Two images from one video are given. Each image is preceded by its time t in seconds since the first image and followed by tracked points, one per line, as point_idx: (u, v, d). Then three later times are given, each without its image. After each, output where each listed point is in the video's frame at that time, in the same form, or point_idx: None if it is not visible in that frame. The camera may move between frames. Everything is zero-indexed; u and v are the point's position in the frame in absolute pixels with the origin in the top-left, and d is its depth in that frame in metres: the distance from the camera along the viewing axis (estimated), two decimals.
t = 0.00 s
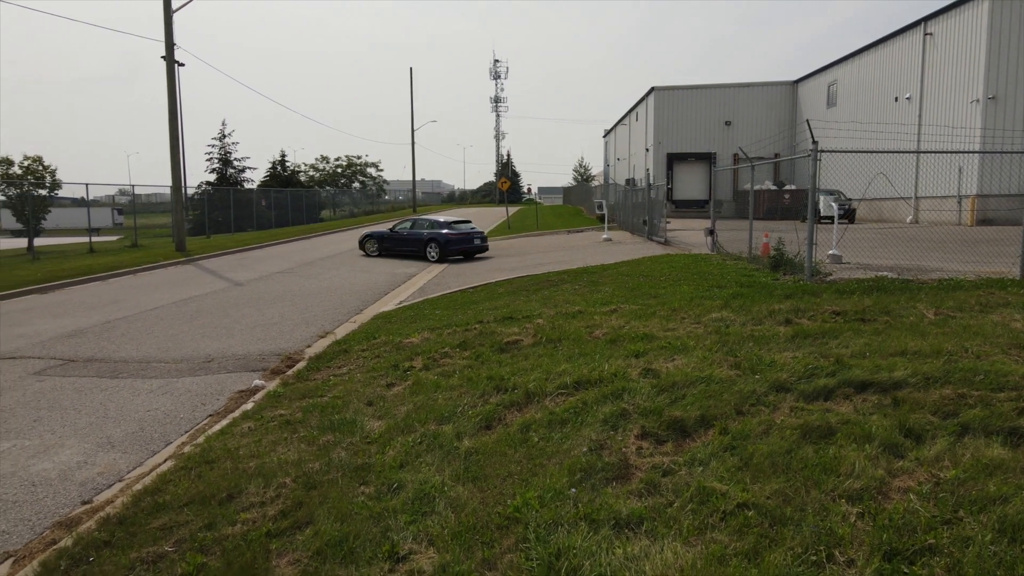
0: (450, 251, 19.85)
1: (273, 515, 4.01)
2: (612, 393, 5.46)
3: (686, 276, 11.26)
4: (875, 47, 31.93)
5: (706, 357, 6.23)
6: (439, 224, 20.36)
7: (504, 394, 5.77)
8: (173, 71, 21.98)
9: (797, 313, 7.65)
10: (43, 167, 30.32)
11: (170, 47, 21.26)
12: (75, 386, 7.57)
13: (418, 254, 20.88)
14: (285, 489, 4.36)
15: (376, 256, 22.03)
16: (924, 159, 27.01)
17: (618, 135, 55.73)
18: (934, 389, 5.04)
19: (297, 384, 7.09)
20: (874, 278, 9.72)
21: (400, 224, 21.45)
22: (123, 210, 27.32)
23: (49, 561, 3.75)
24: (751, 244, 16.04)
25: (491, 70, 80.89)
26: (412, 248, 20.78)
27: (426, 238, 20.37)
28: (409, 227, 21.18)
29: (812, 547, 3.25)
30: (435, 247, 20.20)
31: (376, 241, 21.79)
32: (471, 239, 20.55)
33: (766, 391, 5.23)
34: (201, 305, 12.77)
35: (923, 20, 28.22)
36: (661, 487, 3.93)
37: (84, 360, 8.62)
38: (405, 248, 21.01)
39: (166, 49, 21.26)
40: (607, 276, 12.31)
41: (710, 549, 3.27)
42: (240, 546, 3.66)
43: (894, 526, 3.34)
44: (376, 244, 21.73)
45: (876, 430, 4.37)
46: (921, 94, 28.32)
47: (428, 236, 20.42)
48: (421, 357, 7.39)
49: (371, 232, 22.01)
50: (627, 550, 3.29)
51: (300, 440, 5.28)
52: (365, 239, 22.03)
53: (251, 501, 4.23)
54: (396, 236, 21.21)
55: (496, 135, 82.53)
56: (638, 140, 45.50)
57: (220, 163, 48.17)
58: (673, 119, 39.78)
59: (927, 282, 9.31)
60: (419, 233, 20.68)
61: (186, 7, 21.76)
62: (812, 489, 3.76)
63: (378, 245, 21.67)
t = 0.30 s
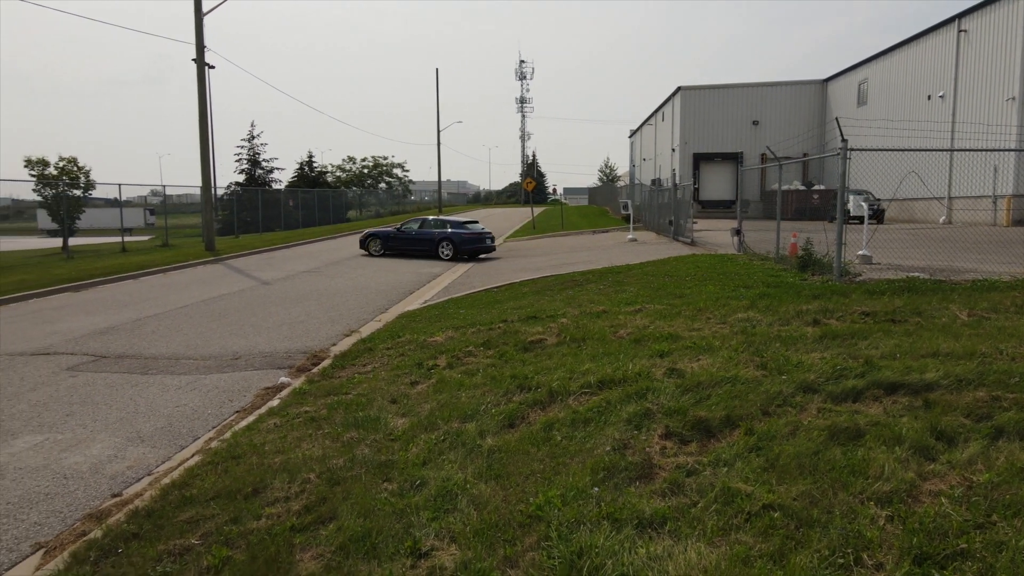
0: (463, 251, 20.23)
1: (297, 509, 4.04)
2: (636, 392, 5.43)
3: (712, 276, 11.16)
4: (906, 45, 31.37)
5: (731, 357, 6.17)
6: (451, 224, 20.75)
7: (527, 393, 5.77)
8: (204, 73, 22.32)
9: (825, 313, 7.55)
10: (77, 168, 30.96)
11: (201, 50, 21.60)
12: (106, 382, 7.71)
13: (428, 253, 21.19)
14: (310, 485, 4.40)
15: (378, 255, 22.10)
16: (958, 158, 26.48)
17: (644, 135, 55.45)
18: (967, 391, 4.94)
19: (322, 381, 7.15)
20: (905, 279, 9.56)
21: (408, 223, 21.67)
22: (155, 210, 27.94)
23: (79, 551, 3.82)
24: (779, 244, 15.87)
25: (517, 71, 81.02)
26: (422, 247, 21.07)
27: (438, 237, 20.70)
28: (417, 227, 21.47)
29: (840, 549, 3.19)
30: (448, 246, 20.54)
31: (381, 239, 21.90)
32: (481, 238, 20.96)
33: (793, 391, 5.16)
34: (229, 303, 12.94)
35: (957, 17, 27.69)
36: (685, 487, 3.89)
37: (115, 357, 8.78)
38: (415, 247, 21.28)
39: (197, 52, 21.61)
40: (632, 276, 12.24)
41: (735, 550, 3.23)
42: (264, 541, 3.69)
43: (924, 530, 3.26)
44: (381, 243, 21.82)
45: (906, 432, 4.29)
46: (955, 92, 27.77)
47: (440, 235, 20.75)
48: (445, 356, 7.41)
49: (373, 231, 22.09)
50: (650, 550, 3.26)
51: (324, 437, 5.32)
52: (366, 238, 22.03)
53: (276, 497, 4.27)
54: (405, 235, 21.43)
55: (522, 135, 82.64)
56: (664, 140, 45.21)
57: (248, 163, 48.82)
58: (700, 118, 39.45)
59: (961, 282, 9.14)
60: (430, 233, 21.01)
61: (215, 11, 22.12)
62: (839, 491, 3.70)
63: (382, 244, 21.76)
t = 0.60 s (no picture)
0: (481, 249, 20.92)
1: (326, 504, 4.08)
2: (665, 392, 5.38)
3: (743, 276, 11.03)
4: (944, 41, 30.67)
5: (762, 357, 6.08)
6: (465, 223, 21.30)
7: (555, 391, 5.75)
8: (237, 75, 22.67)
9: (859, 313, 7.42)
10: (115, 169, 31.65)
11: (234, 53, 21.95)
12: (142, 377, 7.87)
13: (441, 252, 21.59)
14: (338, 480, 4.44)
15: (384, 255, 22.06)
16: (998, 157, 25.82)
17: (674, 134, 55.03)
18: (1008, 394, 4.80)
19: (352, 378, 7.22)
20: (943, 279, 9.36)
21: (417, 223, 21.85)
22: (189, 211, 28.70)
23: (114, 542, 3.89)
24: (811, 244, 15.64)
25: (546, 71, 80.95)
26: (437, 246, 21.41)
27: (453, 236, 21.17)
28: (428, 226, 21.75)
29: (874, 552, 3.12)
30: (465, 244, 21.14)
31: (389, 239, 21.90)
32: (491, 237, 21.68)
33: (826, 392, 5.07)
34: (261, 301, 13.12)
35: (997, 13, 27.03)
36: (715, 488, 3.84)
37: (150, 353, 8.95)
38: (427, 246, 21.55)
39: (231, 54, 21.94)
40: (661, 276, 12.14)
41: (765, 552, 3.18)
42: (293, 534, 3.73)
43: (962, 534, 3.18)
44: (389, 243, 21.81)
45: (944, 435, 4.18)
46: (995, 89, 27.08)
47: (455, 234, 21.23)
48: (473, 354, 7.42)
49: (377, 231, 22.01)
50: (678, 550, 3.22)
51: (353, 433, 5.37)
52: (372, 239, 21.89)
53: (305, 491, 4.31)
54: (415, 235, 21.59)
55: (551, 136, 82.57)
56: (695, 140, 44.79)
57: (280, 164, 49.48)
58: (731, 118, 39.01)
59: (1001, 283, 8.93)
60: (444, 231, 21.41)
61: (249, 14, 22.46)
62: (874, 494, 3.62)
63: (391, 244, 21.77)
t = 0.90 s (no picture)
0: (497, 248, 21.18)
1: (355, 500, 4.10)
2: (695, 392, 5.32)
3: (776, 276, 10.88)
4: (984, 37, 29.89)
5: (795, 358, 5.99)
6: (479, 223, 21.48)
7: (584, 390, 5.72)
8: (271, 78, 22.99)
9: (896, 314, 7.28)
10: (153, 170, 32.30)
11: (268, 55, 22.27)
12: (177, 373, 8.02)
13: (454, 252, 21.71)
14: (367, 476, 4.46)
15: (394, 255, 21.97)
16: None
17: (705, 134, 54.52)
18: None
19: (381, 376, 7.27)
20: (982, 280, 9.15)
21: (427, 223, 21.86)
22: (224, 211, 29.07)
23: (148, 533, 3.96)
24: (846, 244, 15.38)
25: (576, 71, 80.77)
26: (450, 246, 21.52)
27: (468, 236, 21.31)
28: (439, 226, 21.80)
29: (910, 557, 3.05)
30: (479, 244, 21.36)
31: (398, 240, 21.84)
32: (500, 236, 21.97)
33: (860, 394, 4.97)
34: (293, 300, 13.29)
35: None
36: (745, 489, 3.79)
37: (184, 349, 9.11)
38: (440, 246, 21.62)
39: (264, 56, 22.26)
40: (692, 276, 12.03)
41: (798, 554, 3.12)
42: (323, 529, 3.75)
43: (1003, 539, 3.08)
44: (399, 243, 21.74)
45: (984, 438, 4.07)
46: None
47: (469, 233, 21.38)
48: (502, 353, 7.42)
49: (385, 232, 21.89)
50: (708, 551, 3.18)
51: (381, 430, 5.40)
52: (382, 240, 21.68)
53: (335, 487, 4.35)
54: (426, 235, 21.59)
55: (580, 136, 82.42)
56: (726, 140, 44.31)
57: (312, 165, 50.08)
58: (763, 117, 38.51)
59: None
60: (457, 231, 21.51)
61: (283, 16, 22.77)
62: (910, 497, 3.53)
63: (402, 245, 21.70)
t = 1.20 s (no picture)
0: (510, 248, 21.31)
1: (381, 495, 4.12)
2: (724, 392, 5.26)
3: (807, 276, 10.75)
4: (1023, 33, 29.06)
5: (827, 358, 5.90)
6: (490, 222, 21.53)
7: (611, 390, 5.68)
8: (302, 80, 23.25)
9: (932, 315, 7.13)
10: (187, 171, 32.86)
11: (299, 57, 22.53)
12: (208, 369, 8.14)
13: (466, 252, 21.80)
14: (394, 473, 4.48)
15: (404, 256, 21.93)
16: None
17: (735, 134, 53.95)
18: None
19: (408, 374, 7.30)
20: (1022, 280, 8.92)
21: (437, 224, 21.87)
22: (255, 211, 29.41)
23: (179, 525, 4.02)
24: (880, 245, 15.12)
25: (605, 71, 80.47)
26: (462, 246, 21.57)
27: (481, 235, 21.37)
28: (450, 226, 21.82)
29: (946, 562, 2.97)
30: (492, 243, 21.46)
31: (408, 242, 21.81)
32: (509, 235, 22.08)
33: (894, 396, 4.87)
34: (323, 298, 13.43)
35: None
36: (775, 490, 3.73)
37: (216, 346, 9.25)
38: (452, 247, 21.70)
39: (295, 58, 22.50)
40: (721, 276, 11.91)
41: (829, 557, 3.06)
42: (350, 524, 3.77)
43: None
44: (409, 245, 21.72)
45: None
46: None
47: (482, 233, 21.44)
48: (528, 352, 7.40)
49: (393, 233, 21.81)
50: (736, 553, 3.13)
51: (409, 427, 5.42)
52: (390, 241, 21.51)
53: (362, 482, 4.37)
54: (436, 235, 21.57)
55: (609, 136, 82.15)
56: (757, 139, 43.78)
57: (342, 165, 50.58)
58: (795, 116, 37.98)
59: None
60: (468, 231, 21.56)
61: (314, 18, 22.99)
62: (946, 501, 3.45)
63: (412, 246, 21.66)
